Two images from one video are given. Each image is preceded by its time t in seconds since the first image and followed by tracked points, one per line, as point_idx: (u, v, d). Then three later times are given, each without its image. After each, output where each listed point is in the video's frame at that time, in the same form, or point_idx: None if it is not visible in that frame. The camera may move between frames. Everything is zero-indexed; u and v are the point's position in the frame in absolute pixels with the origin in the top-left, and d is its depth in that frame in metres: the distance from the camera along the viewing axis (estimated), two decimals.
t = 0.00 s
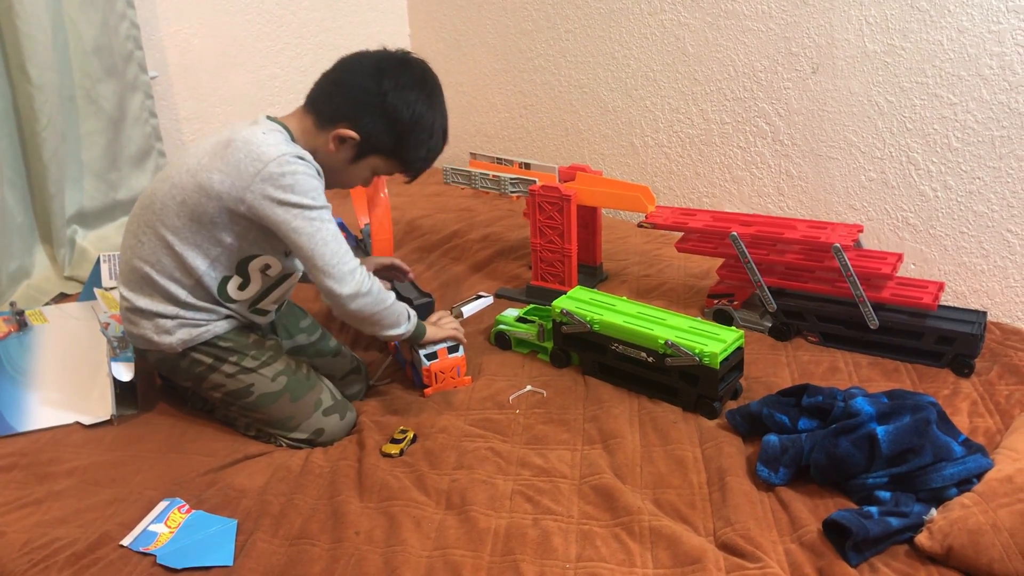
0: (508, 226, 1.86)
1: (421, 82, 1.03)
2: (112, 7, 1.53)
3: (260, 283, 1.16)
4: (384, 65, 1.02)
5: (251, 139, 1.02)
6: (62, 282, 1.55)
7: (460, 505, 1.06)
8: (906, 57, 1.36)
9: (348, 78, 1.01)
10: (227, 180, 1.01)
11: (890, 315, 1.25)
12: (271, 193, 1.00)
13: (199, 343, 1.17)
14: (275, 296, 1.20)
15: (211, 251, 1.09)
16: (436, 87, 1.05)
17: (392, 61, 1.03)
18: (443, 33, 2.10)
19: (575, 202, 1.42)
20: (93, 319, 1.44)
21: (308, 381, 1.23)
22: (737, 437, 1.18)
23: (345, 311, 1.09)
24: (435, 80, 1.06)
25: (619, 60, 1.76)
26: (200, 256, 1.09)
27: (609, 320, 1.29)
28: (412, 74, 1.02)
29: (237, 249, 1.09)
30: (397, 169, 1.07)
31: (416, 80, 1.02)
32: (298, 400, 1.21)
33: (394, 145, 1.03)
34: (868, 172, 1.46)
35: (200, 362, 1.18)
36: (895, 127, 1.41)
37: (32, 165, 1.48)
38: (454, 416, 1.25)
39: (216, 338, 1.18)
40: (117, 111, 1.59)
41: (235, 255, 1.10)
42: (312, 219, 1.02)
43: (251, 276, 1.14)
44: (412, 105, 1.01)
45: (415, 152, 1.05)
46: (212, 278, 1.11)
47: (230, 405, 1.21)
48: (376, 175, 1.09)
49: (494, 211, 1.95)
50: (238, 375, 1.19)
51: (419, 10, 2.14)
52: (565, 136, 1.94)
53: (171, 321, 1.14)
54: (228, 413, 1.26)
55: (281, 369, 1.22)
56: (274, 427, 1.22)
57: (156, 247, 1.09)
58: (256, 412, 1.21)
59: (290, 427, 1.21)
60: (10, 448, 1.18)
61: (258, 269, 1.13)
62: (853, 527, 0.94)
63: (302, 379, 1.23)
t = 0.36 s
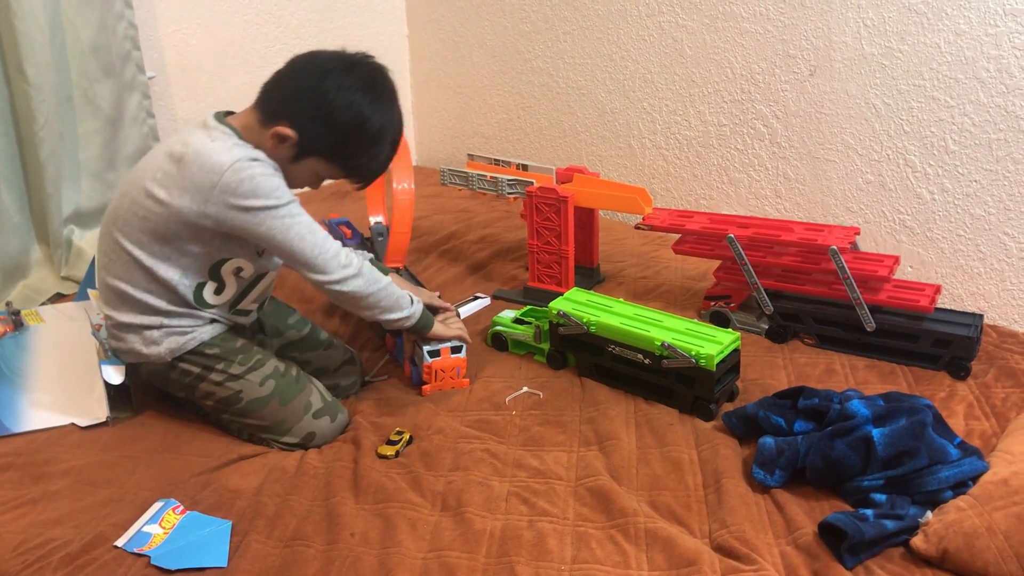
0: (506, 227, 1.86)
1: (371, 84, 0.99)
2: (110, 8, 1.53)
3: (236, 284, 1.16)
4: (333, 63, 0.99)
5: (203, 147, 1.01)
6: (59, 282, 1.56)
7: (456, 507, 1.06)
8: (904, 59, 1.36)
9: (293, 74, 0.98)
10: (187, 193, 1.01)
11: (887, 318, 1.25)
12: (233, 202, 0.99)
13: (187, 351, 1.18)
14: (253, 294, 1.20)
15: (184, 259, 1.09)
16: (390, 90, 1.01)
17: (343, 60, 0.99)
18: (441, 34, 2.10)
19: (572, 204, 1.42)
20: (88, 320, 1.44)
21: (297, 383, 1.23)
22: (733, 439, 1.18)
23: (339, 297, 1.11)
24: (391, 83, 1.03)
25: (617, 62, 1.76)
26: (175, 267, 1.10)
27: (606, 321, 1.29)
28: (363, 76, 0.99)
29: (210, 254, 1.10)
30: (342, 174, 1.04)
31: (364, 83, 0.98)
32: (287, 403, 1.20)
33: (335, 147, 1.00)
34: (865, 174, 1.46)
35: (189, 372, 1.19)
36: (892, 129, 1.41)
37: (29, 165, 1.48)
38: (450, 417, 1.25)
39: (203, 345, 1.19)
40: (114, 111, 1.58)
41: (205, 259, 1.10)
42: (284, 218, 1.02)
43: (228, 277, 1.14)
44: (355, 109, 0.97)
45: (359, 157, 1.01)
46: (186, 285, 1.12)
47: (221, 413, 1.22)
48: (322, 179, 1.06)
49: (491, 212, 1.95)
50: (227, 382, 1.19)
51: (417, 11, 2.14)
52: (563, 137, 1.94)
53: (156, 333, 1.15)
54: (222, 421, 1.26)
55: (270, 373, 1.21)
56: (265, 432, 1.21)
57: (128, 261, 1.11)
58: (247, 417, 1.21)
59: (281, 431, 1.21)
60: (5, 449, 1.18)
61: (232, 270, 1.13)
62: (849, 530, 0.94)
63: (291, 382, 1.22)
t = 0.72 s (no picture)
0: (508, 229, 1.86)
1: (328, 104, 0.86)
2: (114, 9, 1.53)
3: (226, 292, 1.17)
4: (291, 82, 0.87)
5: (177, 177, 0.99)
6: (63, 281, 1.57)
7: (457, 508, 1.06)
8: (906, 63, 1.36)
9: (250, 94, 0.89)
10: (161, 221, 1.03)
11: (889, 321, 1.25)
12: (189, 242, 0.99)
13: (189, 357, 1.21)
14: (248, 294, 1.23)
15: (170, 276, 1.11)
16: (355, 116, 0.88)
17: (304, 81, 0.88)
18: (445, 35, 2.11)
19: (575, 206, 1.42)
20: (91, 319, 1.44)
21: (298, 390, 1.23)
22: (734, 442, 1.18)
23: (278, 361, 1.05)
24: (361, 109, 0.90)
25: (620, 64, 1.76)
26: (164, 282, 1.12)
27: (608, 323, 1.29)
28: (320, 94, 0.86)
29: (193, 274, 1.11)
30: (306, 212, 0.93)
31: (316, 101, 0.86)
32: (288, 408, 1.21)
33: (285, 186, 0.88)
34: (868, 177, 1.46)
35: (192, 378, 1.21)
36: (895, 132, 1.41)
37: (34, 165, 1.49)
38: (452, 419, 1.26)
39: (206, 351, 1.21)
40: (119, 111, 1.59)
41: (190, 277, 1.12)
42: (234, 274, 0.98)
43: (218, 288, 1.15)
44: (300, 129, 0.84)
45: (308, 188, 0.87)
46: (177, 298, 1.15)
47: (224, 420, 1.23)
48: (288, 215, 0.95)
49: (494, 213, 1.95)
50: (229, 388, 1.21)
51: (420, 13, 2.14)
52: (566, 139, 1.94)
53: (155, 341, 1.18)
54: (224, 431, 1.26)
55: (271, 379, 1.23)
56: (267, 438, 1.21)
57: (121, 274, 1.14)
58: (249, 424, 1.21)
59: (282, 437, 1.21)
60: (8, 448, 1.18)
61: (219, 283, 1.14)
62: (849, 533, 0.94)
63: (293, 389, 1.23)
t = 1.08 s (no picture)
0: (522, 225, 1.86)
1: (316, 138, 0.85)
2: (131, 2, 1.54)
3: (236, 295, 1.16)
4: (285, 115, 0.87)
5: (178, 181, 1.01)
6: (78, 273, 1.57)
7: (470, 502, 1.06)
8: (926, 60, 1.35)
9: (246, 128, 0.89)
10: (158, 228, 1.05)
11: (905, 319, 1.25)
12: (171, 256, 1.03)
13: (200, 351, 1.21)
14: (264, 290, 1.21)
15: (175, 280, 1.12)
16: (350, 151, 0.87)
17: (301, 115, 0.87)
18: (460, 31, 2.11)
19: (590, 201, 1.42)
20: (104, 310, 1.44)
21: (312, 382, 1.24)
22: (749, 439, 1.17)
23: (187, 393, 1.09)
24: (354, 145, 0.88)
25: (636, 60, 1.76)
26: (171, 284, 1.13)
27: (622, 319, 1.29)
28: (314, 129, 0.85)
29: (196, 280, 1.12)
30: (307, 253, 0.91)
31: (308, 135, 0.85)
32: (301, 402, 1.21)
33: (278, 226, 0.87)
34: (884, 175, 1.45)
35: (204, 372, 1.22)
36: (913, 129, 1.40)
37: (50, 157, 1.50)
38: (465, 413, 1.25)
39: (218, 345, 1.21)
40: (135, 104, 1.59)
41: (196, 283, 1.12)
42: (189, 301, 1.04)
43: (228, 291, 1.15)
44: (288, 163, 0.83)
45: (298, 225, 0.85)
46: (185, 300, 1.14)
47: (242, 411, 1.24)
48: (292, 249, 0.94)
49: (508, 209, 1.95)
50: (244, 380, 1.21)
51: (435, 8, 2.14)
52: (581, 135, 1.94)
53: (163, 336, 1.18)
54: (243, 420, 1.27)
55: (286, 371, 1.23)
56: (282, 430, 1.22)
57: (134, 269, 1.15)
58: (264, 416, 1.22)
59: (297, 430, 1.21)
60: (22, 437, 1.19)
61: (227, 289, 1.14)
62: (865, 531, 0.93)
63: (306, 381, 1.23)
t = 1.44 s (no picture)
0: (537, 215, 1.85)
1: (324, 230, 0.80)
2: None
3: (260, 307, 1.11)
4: (286, 197, 0.81)
5: (203, 200, 0.96)
6: (94, 261, 1.58)
7: (485, 491, 1.06)
8: (947, 50, 1.34)
9: (245, 207, 0.84)
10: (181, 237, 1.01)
11: (924, 312, 1.24)
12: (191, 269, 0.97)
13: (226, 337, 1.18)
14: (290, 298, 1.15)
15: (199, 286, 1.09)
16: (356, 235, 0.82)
17: (309, 197, 0.82)
18: (477, 21, 2.10)
19: (606, 191, 1.41)
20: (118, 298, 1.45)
21: (323, 361, 1.25)
22: (765, 431, 1.17)
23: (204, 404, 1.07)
24: (362, 242, 0.83)
25: (653, 50, 1.75)
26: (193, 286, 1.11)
27: (638, 309, 1.29)
28: (319, 214, 0.80)
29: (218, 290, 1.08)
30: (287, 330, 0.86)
31: (312, 224, 0.80)
32: (312, 381, 1.22)
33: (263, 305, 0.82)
34: (904, 166, 1.44)
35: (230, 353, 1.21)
36: (934, 121, 1.38)
37: (68, 145, 1.51)
38: (479, 403, 1.25)
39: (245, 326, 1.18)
40: (152, 92, 1.60)
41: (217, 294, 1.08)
42: (205, 319, 0.98)
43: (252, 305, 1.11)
44: (291, 258, 0.79)
45: (302, 315, 0.82)
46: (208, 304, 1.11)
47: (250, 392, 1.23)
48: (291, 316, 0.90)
49: (523, 200, 1.95)
50: (254, 358, 1.21)
51: None
52: (597, 125, 1.93)
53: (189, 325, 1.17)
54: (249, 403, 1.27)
55: (297, 349, 1.24)
56: (290, 411, 1.22)
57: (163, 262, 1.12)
58: (273, 396, 1.22)
59: (305, 411, 1.21)
60: (38, 422, 1.20)
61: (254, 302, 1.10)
62: (882, 523, 0.92)
63: (317, 360, 1.25)
